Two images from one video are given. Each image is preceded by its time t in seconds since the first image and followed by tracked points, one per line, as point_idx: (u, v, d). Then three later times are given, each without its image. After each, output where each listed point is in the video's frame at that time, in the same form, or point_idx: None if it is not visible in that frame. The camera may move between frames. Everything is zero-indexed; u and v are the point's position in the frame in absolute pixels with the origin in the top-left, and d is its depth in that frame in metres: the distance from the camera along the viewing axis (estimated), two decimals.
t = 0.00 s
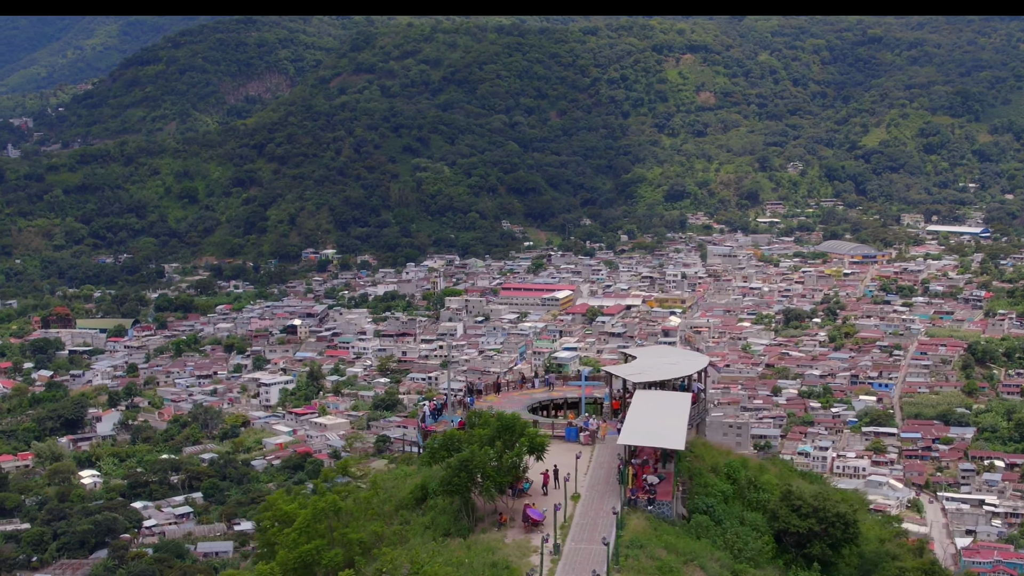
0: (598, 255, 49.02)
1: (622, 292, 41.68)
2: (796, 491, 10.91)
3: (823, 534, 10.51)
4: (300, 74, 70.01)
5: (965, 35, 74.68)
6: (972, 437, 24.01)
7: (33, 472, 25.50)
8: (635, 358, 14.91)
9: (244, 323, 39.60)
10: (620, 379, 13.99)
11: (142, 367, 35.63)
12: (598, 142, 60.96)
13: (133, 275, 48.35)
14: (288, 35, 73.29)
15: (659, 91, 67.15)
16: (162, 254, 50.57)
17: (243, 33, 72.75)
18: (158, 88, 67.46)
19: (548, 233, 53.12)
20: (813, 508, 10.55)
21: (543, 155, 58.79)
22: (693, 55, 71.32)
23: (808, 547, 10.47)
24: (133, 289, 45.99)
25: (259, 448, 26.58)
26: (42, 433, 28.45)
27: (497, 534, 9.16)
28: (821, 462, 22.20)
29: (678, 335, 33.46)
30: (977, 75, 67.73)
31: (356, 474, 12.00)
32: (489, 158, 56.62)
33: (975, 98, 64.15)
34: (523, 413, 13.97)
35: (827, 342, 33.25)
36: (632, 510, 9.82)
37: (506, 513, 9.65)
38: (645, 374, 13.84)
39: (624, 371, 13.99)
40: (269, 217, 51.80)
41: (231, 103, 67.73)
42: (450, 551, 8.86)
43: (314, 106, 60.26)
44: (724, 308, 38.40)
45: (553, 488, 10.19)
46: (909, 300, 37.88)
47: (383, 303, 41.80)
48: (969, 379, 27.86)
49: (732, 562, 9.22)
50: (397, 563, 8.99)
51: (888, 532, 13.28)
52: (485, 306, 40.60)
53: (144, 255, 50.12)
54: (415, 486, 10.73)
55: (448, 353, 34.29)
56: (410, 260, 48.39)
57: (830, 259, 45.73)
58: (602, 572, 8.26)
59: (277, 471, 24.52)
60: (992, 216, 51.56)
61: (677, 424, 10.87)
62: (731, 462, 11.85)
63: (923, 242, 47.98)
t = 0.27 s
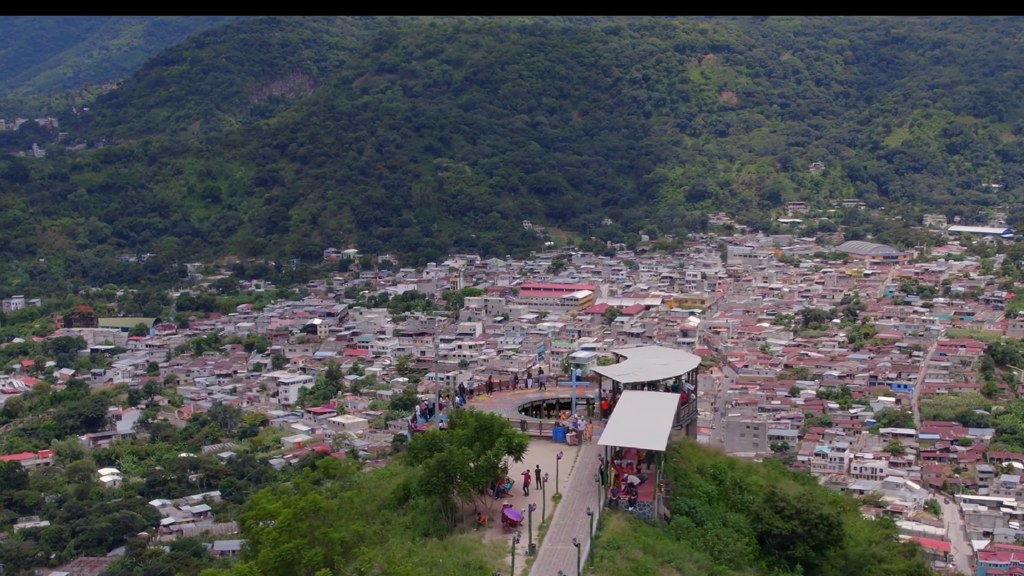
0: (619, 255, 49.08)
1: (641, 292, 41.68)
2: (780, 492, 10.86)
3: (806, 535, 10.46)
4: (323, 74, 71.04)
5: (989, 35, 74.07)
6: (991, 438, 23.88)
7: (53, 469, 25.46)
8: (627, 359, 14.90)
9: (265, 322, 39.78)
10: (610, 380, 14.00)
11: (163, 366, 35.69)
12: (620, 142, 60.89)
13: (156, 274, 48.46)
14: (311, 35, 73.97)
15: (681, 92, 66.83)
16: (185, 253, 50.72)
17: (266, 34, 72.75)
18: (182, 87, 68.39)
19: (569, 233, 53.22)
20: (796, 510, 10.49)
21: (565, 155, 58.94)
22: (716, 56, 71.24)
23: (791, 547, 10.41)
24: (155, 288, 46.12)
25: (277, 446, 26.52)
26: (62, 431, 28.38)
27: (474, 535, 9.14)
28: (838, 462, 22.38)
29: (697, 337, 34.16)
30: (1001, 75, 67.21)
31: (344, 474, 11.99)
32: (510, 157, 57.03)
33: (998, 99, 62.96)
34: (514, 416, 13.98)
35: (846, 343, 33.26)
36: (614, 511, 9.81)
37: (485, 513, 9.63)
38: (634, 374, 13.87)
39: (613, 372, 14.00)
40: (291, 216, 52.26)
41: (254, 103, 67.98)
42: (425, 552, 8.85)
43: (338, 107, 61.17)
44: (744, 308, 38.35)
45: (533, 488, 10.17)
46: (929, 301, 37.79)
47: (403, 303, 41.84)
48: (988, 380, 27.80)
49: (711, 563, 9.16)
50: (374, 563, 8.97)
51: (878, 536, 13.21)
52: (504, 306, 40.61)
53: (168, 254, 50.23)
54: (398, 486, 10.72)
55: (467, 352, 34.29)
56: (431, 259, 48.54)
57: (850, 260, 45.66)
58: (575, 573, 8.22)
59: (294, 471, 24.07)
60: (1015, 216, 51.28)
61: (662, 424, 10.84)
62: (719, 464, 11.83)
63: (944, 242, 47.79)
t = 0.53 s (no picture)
0: (645, 255, 49.08)
1: (666, 292, 41.70)
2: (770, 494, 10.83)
3: (794, 537, 10.41)
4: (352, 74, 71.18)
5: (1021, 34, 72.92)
6: (1016, 440, 23.80)
7: (80, 465, 25.50)
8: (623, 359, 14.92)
9: (291, 321, 39.96)
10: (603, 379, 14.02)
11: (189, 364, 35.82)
12: (648, 142, 60.78)
13: (184, 272, 48.68)
14: (341, 35, 74.72)
15: (710, 91, 66.65)
16: (214, 252, 50.98)
17: (295, 34, 73.59)
18: (213, 87, 68.56)
19: (596, 233, 53.37)
20: (785, 512, 10.45)
21: (592, 155, 59.05)
22: (745, 55, 71.02)
23: (779, 549, 10.38)
24: (184, 287, 46.37)
25: (301, 444, 26.33)
26: (88, 429, 28.48)
27: (457, 535, 9.14)
28: (861, 463, 22.21)
29: (722, 338, 34.19)
30: None
31: (338, 474, 12.01)
32: (537, 157, 57.25)
33: None
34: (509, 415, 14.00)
35: (872, 343, 33.19)
36: (600, 511, 9.81)
37: (469, 513, 9.62)
38: (627, 374, 13.89)
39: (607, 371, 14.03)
40: (319, 216, 52.55)
41: (284, 103, 68.29)
42: (407, 552, 8.86)
43: (367, 106, 61.42)
44: (769, 308, 38.40)
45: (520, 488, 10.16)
46: (956, 301, 37.61)
47: (428, 302, 41.91)
48: (1014, 382, 27.72)
49: (695, 564, 9.13)
50: (356, 562, 9.00)
51: (874, 538, 13.16)
52: (530, 306, 40.70)
53: (196, 253, 50.40)
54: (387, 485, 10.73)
55: (491, 352, 34.37)
56: (457, 259, 48.74)
57: (877, 260, 45.49)
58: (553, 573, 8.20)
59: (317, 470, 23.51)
60: None
61: (650, 424, 10.83)
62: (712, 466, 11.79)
63: (973, 243, 47.46)
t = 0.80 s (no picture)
0: (670, 255, 49.05)
1: (690, 292, 41.72)
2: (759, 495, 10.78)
3: (781, 539, 10.36)
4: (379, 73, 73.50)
5: None
6: None
7: (103, 462, 25.48)
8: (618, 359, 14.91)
9: (315, 321, 40.05)
10: (593, 379, 14.00)
11: (213, 362, 35.89)
12: (674, 142, 60.66)
13: (211, 271, 48.91)
14: (368, 34, 76.64)
15: (736, 91, 66.48)
16: (239, 251, 51.29)
17: (324, 33, 75.74)
18: (240, 87, 69.87)
19: (621, 232, 53.49)
20: (772, 513, 10.40)
21: (618, 154, 59.15)
22: (771, 54, 70.96)
23: (766, 551, 10.33)
24: (210, 286, 46.66)
25: (323, 443, 25.83)
26: (112, 426, 28.45)
27: (438, 535, 9.12)
28: (882, 465, 22.22)
29: (745, 337, 34.41)
30: None
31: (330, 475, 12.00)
32: (563, 157, 57.54)
33: None
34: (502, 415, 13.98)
35: (895, 344, 33.14)
36: (584, 511, 9.79)
37: (452, 513, 9.59)
38: (620, 375, 13.85)
39: (598, 371, 14.02)
40: (344, 215, 52.86)
41: (311, 102, 69.94)
42: (386, 551, 8.85)
43: (392, 106, 62.24)
44: (793, 308, 38.50)
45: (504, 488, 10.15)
46: (981, 302, 37.44)
47: (452, 301, 41.96)
48: None
49: (676, 566, 9.09)
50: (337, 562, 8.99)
51: (869, 541, 13.08)
52: (553, 306, 40.52)
53: (222, 252, 50.68)
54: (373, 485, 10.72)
55: (513, 351, 34.38)
56: (483, 258, 48.84)
57: (902, 260, 45.27)
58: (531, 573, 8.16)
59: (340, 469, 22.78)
60: None
61: (637, 424, 10.81)
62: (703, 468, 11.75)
63: (999, 243, 47.12)
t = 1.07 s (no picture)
0: (700, 255, 48.94)
1: (719, 292, 41.56)
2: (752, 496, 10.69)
3: (772, 541, 10.27)
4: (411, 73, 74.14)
5: None
6: None
7: (132, 459, 25.62)
8: (617, 359, 14.87)
9: (345, 319, 40.20)
10: (589, 379, 13.94)
11: (243, 361, 36.09)
12: (706, 141, 60.46)
13: (243, 270, 49.22)
14: (401, 35, 77.21)
15: (768, 91, 65.78)
16: (271, 250, 51.70)
17: (356, 33, 76.43)
18: (273, 87, 70.46)
19: (651, 232, 52.94)
20: (763, 515, 10.31)
21: (649, 153, 59.07)
22: (804, 54, 70.30)
23: (757, 553, 10.26)
24: (241, 285, 47.05)
25: (351, 442, 25.41)
26: (142, 424, 28.75)
27: (425, 534, 9.10)
28: (909, 466, 22.23)
29: (773, 338, 34.23)
30: None
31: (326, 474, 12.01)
32: (594, 156, 57.64)
33: None
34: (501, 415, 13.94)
35: (924, 345, 32.96)
36: (574, 512, 9.76)
37: (441, 513, 9.56)
38: (616, 376, 13.76)
39: (594, 371, 13.97)
40: (375, 215, 53.13)
41: (343, 102, 70.40)
42: (371, 550, 8.85)
43: (424, 106, 62.84)
44: (822, 308, 38.44)
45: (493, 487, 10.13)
46: (1013, 304, 37.15)
47: (481, 300, 42.07)
48: None
49: (662, 568, 9.03)
50: (323, 561, 9.01)
51: (868, 544, 12.95)
52: (581, 306, 40.54)
53: (254, 251, 51.16)
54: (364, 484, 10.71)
55: (541, 351, 34.37)
56: (513, 257, 48.83)
57: (933, 261, 44.91)
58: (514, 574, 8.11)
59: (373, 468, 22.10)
60: None
61: (629, 425, 10.76)
62: (697, 470, 11.70)
63: None
